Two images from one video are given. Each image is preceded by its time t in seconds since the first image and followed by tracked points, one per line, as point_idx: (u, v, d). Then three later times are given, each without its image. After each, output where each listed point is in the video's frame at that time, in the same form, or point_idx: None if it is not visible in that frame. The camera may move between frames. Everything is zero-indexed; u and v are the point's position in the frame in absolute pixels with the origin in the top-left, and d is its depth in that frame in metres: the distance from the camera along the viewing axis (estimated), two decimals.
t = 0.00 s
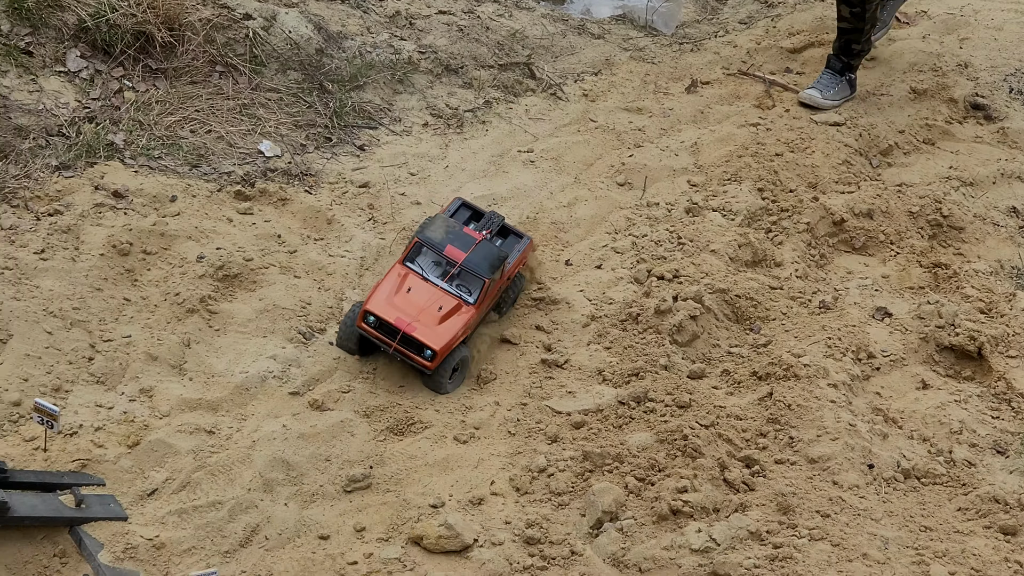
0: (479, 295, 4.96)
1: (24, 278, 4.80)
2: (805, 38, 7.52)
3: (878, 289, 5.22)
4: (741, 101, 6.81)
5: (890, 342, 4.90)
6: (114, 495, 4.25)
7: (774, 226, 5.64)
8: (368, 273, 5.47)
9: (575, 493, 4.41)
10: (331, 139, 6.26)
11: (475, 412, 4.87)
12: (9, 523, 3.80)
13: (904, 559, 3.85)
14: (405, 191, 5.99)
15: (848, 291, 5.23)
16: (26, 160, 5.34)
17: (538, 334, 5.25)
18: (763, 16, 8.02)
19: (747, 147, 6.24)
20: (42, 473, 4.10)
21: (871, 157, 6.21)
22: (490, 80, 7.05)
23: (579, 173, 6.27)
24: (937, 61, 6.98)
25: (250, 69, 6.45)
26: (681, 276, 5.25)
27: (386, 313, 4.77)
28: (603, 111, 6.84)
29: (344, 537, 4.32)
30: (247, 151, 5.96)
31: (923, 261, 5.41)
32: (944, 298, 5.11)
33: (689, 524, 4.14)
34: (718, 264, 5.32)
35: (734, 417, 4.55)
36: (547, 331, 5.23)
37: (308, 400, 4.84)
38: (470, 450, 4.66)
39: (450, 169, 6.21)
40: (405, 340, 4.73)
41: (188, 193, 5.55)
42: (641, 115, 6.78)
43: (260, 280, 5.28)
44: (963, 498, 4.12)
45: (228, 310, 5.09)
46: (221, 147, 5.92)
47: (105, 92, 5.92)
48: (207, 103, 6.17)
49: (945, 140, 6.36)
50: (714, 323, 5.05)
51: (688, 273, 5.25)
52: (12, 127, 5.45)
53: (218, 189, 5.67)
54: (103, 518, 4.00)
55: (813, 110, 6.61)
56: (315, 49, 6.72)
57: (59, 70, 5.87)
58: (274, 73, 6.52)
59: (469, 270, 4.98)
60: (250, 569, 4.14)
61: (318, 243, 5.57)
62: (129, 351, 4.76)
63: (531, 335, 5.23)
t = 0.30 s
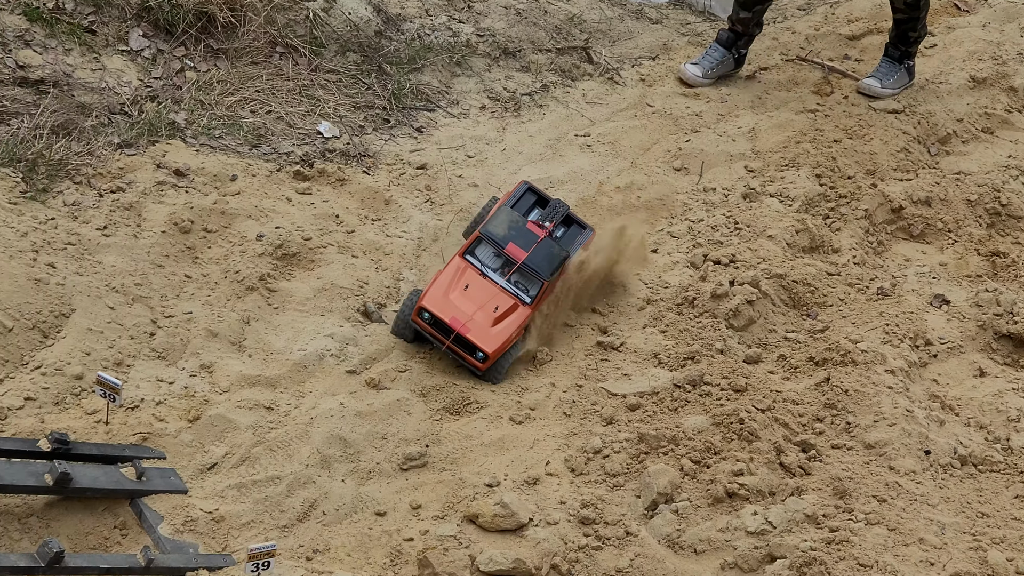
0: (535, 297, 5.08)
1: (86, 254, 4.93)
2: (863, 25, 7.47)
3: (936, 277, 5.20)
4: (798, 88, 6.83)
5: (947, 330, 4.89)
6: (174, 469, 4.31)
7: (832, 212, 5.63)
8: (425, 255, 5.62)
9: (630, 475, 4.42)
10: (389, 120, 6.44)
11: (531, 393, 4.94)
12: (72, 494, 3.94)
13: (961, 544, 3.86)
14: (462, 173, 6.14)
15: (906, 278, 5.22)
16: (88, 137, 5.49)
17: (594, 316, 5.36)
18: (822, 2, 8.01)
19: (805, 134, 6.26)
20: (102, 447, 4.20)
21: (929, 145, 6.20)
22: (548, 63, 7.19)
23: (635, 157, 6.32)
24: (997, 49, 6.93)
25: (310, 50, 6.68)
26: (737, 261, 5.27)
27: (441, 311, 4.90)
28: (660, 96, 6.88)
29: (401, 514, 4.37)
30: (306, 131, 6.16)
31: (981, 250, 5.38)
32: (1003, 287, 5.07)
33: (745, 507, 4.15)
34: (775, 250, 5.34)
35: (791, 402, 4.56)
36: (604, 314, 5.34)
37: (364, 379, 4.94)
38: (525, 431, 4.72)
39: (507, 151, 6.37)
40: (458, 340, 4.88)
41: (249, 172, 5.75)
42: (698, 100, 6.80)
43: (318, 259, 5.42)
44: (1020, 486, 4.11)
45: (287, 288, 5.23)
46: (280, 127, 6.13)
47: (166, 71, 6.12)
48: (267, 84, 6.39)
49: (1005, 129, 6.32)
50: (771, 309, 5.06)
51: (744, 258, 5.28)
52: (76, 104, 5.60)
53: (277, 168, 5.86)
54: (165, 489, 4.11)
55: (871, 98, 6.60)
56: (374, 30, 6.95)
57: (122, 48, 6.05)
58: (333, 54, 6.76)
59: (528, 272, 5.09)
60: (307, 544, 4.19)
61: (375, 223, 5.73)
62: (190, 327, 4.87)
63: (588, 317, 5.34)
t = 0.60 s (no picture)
0: (583, 281, 5.07)
1: (142, 237, 5.03)
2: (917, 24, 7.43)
3: (987, 278, 5.19)
4: (852, 85, 6.80)
5: (998, 330, 4.89)
6: (226, 450, 4.36)
7: (883, 211, 5.64)
8: (476, 245, 5.67)
9: (677, 467, 4.44)
10: (441, 110, 6.49)
11: (579, 384, 4.99)
12: (125, 473, 3.99)
13: (1011, 544, 3.83)
14: (513, 164, 6.19)
15: (957, 278, 5.21)
16: (145, 121, 5.61)
17: (643, 309, 5.38)
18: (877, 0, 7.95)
19: (857, 131, 6.25)
20: (155, 425, 4.24)
21: (981, 145, 6.17)
22: (600, 56, 7.21)
23: (686, 152, 6.36)
24: None
25: (365, 39, 6.76)
26: (788, 256, 5.29)
27: (491, 301, 4.89)
28: (711, 92, 6.91)
29: (448, 500, 4.40)
30: (359, 119, 6.22)
31: None
32: None
33: (793, 502, 4.14)
34: (826, 246, 5.35)
35: (841, 398, 4.56)
36: (653, 307, 5.35)
37: (414, 366, 5.00)
38: (572, 422, 4.76)
39: (559, 143, 6.42)
40: (512, 327, 4.85)
41: (302, 159, 5.82)
42: (752, 97, 6.79)
43: (369, 246, 5.48)
44: None
45: (338, 275, 5.30)
46: (334, 115, 6.20)
47: (223, 57, 6.23)
48: (322, 71, 6.47)
49: None
50: (821, 305, 5.07)
51: (795, 255, 5.30)
52: (133, 88, 5.74)
53: (330, 155, 5.92)
54: (216, 472, 4.17)
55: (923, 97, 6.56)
56: (429, 21, 6.99)
57: (179, 33, 6.18)
58: (387, 43, 6.82)
59: (571, 258, 5.11)
60: (355, 528, 4.23)
61: (426, 212, 5.78)
62: (242, 311, 4.96)
63: (637, 310, 5.37)
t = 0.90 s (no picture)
0: (599, 288, 5.03)
1: (159, 229, 5.05)
2: (935, 24, 7.41)
3: (1002, 279, 5.19)
4: (869, 85, 6.79)
5: (1013, 331, 4.89)
6: (241, 443, 4.39)
7: (899, 211, 5.63)
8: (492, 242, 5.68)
9: (690, 465, 4.45)
10: (458, 106, 6.51)
11: (593, 382, 5.01)
12: (140, 465, 4.00)
13: None
14: (529, 161, 6.19)
15: (972, 279, 5.21)
16: (163, 114, 5.64)
17: (658, 307, 5.37)
18: None
19: (873, 131, 6.25)
20: (171, 417, 4.25)
21: (998, 146, 6.16)
22: (617, 53, 7.22)
23: (702, 150, 6.34)
24: None
25: (383, 33, 6.77)
26: (803, 256, 5.29)
27: (508, 310, 4.84)
28: (728, 91, 6.91)
29: (462, 496, 4.42)
30: (376, 114, 6.24)
31: None
32: None
33: (806, 501, 4.15)
34: (841, 246, 5.35)
35: (855, 398, 4.57)
36: (668, 304, 5.33)
37: (428, 361, 5.03)
38: (586, 418, 4.78)
39: (575, 140, 6.41)
40: (531, 335, 4.80)
41: (319, 153, 5.83)
42: (768, 96, 6.80)
43: (385, 241, 5.49)
44: None
45: (354, 269, 5.31)
46: (351, 110, 6.21)
47: (241, 51, 6.27)
48: (339, 66, 6.50)
49: None
50: (836, 305, 5.08)
51: (810, 254, 5.29)
52: (151, 81, 5.76)
53: (347, 150, 5.93)
54: (232, 464, 4.19)
55: (940, 97, 6.55)
56: (446, 17, 7.03)
57: (198, 27, 6.23)
58: (405, 39, 6.84)
59: (586, 264, 5.07)
60: (369, 522, 4.25)
61: (442, 208, 5.79)
62: (258, 304, 4.98)
63: (651, 308, 5.36)
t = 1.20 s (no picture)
0: (553, 300, 4.85)
1: (161, 226, 5.04)
2: (940, 24, 7.41)
3: (1006, 280, 5.17)
4: (872, 85, 6.80)
5: (1017, 333, 4.87)
6: (242, 441, 4.38)
7: (903, 211, 5.63)
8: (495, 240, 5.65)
9: (693, 465, 4.44)
10: (462, 104, 6.49)
11: (596, 381, 4.99)
12: (141, 462, 4.00)
13: None
14: (533, 159, 6.16)
15: (976, 280, 5.20)
16: (165, 111, 5.62)
17: (661, 306, 5.33)
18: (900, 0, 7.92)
19: (878, 131, 6.23)
20: (171, 415, 4.24)
21: (1002, 147, 6.15)
22: (621, 52, 7.22)
23: (706, 149, 6.33)
24: None
25: (386, 31, 6.76)
26: (807, 256, 5.28)
27: (451, 308, 4.74)
28: (733, 90, 6.89)
29: (463, 494, 4.41)
30: (380, 112, 6.22)
31: None
32: None
33: (809, 502, 4.14)
34: (845, 246, 5.34)
35: (858, 399, 4.55)
36: (671, 304, 5.30)
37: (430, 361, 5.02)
38: (589, 417, 4.75)
39: (579, 139, 6.39)
40: (468, 336, 4.67)
41: (321, 150, 5.81)
42: (772, 96, 6.79)
43: (388, 239, 5.47)
44: None
45: (356, 267, 5.29)
46: (355, 107, 6.20)
47: (244, 48, 6.25)
48: (343, 63, 6.49)
49: None
50: (840, 305, 5.06)
51: (814, 254, 5.28)
52: (154, 77, 5.74)
53: (350, 148, 5.92)
54: (233, 462, 4.18)
55: (944, 97, 6.54)
56: (450, 15, 7.01)
57: (200, 24, 6.20)
58: (409, 36, 6.83)
59: (544, 275, 4.90)
60: (370, 521, 4.24)
61: (445, 206, 5.77)
62: (260, 302, 4.97)
63: (655, 307, 5.31)
